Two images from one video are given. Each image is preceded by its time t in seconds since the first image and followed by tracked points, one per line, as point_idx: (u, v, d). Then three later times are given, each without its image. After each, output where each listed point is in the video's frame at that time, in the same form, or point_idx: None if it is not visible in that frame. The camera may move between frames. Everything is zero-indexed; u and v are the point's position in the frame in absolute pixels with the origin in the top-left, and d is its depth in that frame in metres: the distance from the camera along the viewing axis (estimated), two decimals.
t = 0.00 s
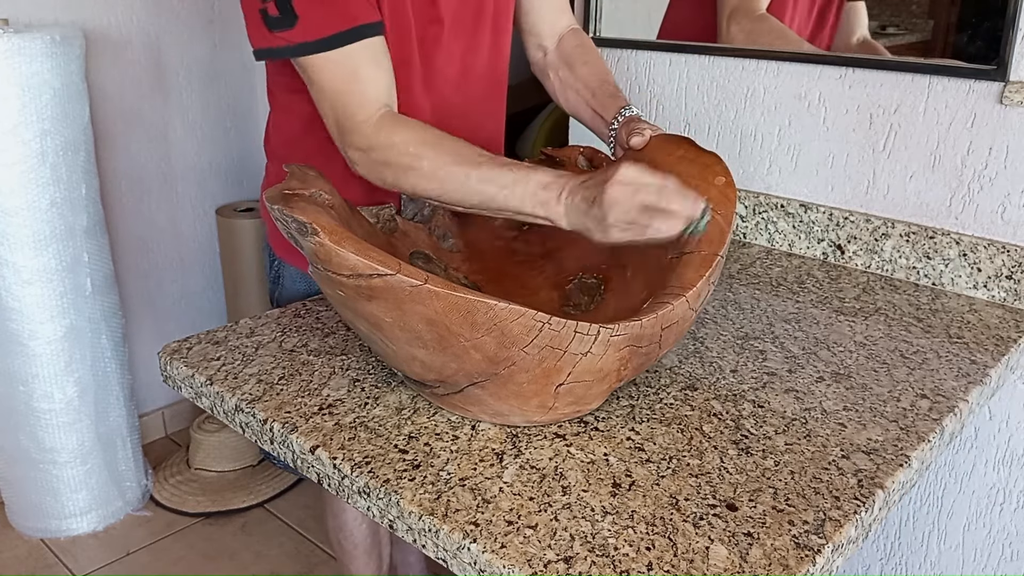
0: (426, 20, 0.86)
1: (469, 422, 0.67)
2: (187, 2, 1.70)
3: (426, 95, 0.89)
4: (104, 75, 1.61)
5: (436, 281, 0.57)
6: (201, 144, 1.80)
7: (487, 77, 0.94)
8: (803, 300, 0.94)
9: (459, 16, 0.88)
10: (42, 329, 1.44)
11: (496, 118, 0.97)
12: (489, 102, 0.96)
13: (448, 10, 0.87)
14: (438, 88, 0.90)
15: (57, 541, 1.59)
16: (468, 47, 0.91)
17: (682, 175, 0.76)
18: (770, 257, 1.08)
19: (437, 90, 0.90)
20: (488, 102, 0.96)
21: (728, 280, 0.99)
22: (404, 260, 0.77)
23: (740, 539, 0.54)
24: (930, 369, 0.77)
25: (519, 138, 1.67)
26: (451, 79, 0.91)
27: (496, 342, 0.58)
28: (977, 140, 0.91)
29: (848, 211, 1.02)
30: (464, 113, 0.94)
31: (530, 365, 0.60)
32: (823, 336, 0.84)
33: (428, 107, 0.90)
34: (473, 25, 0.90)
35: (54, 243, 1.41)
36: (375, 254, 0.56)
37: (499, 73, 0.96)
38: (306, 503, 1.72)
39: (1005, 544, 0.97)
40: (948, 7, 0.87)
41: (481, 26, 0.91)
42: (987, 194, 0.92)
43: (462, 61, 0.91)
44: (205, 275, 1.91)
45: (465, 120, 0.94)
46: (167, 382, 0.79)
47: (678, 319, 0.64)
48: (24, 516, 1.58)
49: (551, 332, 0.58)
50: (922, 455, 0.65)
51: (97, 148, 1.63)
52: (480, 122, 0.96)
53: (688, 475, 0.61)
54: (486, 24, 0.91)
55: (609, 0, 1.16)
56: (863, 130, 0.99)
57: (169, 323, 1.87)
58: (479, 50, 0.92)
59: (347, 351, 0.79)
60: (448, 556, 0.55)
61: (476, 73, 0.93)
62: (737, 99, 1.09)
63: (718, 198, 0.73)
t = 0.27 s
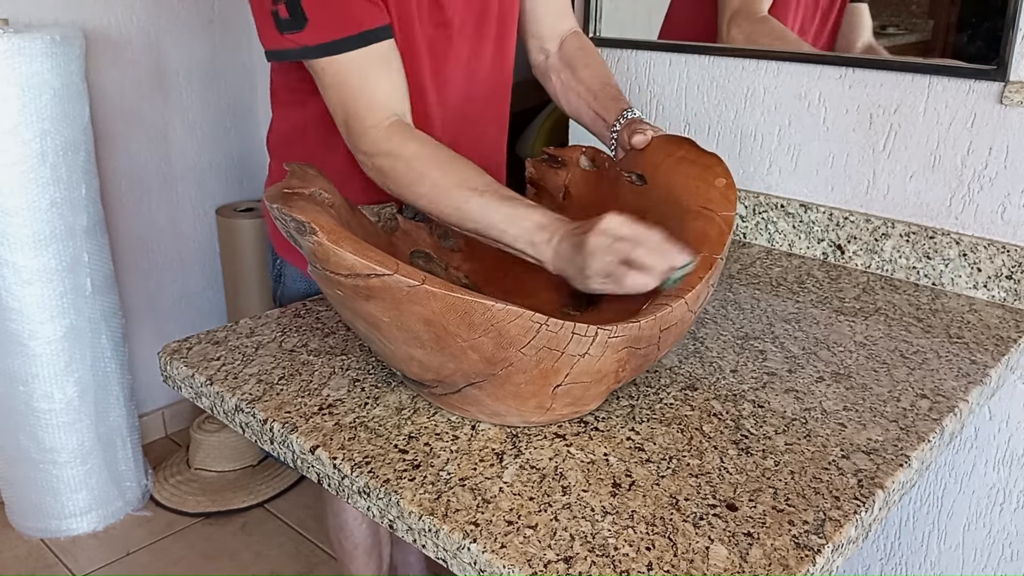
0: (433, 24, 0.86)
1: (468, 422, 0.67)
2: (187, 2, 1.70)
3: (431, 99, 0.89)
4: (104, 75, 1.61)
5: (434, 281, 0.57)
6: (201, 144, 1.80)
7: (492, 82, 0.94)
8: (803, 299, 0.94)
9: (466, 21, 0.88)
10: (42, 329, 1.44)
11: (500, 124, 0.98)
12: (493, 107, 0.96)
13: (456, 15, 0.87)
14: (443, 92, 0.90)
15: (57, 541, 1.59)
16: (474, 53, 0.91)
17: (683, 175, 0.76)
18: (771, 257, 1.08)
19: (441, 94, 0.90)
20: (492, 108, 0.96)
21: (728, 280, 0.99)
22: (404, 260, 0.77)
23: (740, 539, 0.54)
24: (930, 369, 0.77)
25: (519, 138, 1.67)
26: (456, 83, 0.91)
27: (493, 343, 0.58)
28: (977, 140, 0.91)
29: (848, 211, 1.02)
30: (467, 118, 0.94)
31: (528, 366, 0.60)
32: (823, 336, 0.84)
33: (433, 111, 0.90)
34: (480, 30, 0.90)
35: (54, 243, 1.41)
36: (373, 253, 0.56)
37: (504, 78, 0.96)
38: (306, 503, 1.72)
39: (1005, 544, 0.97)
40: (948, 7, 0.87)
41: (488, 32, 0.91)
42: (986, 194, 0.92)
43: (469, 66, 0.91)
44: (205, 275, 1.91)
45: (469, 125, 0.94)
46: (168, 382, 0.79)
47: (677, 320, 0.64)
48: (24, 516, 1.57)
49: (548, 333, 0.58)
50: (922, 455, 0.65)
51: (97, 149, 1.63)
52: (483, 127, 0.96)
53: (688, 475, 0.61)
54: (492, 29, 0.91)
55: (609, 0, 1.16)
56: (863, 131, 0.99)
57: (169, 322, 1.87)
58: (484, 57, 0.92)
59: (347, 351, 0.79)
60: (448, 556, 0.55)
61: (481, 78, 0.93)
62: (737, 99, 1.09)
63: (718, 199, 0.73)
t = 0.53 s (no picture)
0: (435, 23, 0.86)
1: (468, 422, 0.67)
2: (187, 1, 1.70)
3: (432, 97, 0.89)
4: (104, 75, 1.61)
5: (433, 281, 0.57)
6: (201, 144, 1.80)
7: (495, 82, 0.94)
8: (803, 300, 0.94)
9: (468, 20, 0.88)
10: (42, 328, 1.44)
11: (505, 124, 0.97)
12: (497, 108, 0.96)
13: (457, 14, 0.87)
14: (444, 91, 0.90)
15: (57, 541, 1.59)
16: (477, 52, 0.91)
17: (683, 175, 0.76)
18: (771, 257, 1.08)
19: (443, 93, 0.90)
20: (496, 108, 0.96)
21: (728, 280, 0.99)
22: (404, 260, 0.77)
23: (740, 539, 0.54)
24: (930, 369, 0.77)
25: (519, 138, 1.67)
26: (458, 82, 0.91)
27: (493, 342, 0.58)
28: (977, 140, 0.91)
29: (848, 211, 1.02)
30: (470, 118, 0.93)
31: (527, 366, 0.60)
32: (823, 336, 0.84)
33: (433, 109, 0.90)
34: (483, 29, 0.90)
35: (54, 243, 1.41)
36: (372, 253, 0.56)
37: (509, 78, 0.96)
38: (306, 503, 1.72)
39: (1005, 544, 0.97)
40: (948, 7, 0.87)
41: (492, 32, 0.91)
42: (986, 194, 0.92)
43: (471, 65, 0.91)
44: (205, 275, 1.91)
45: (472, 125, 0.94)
46: (167, 382, 0.79)
47: (677, 320, 0.64)
48: (24, 516, 1.57)
49: (548, 332, 0.58)
50: (922, 455, 0.65)
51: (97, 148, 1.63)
52: (488, 128, 0.96)
53: (688, 475, 0.61)
54: (496, 29, 0.91)
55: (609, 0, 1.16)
56: (863, 130, 0.99)
57: (169, 322, 1.87)
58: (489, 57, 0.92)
59: (347, 351, 0.79)
60: (448, 556, 0.55)
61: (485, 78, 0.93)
62: (737, 99, 1.09)
63: (718, 198, 0.72)
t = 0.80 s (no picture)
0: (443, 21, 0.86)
1: (468, 422, 0.67)
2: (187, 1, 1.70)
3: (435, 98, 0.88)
4: (104, 75, 1.61)
5: (433, 281, 0.57)
6: (201, 144, 1.80)
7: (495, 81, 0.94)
8: (803, 299, 0.94)
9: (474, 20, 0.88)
10: (42, 329, 1.44)
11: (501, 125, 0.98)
12: (497, 108, 0.96)
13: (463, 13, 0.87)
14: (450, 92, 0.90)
15: (57, 541, 1.59)
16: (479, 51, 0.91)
17: (682, 175, 0.76)
18: (771, 257, 1.08)
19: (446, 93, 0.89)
20: (495, 107, 0.96)
21: (728, 280, 0.99)
22: (404, 260, 0.77)
23: (740, 539, 0.54)
24: (931, 369, 0.77)
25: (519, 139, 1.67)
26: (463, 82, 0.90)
27: (493, 343, 0.58)
28: (977, 140, 0.91)
29: (848, 211, 1.02)
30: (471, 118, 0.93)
31: (528, 366, 0.60)
32: (823, 336, 0.84)
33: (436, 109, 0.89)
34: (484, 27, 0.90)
35: (54, 244, 1.41)
36: (372, 253, 0.56)
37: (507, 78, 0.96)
38: (306, 503, 1.72)
39: (1006, 544, 0.97)
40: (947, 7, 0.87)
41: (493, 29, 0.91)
42: (986, 194, 0.92)
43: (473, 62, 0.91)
44: (205, 275, 1.91)
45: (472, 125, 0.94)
46: (167, 382, 0.79)
47: (677, 320, 0.64)
48: (24, 516, 1.57)
49: (548, 333, 0.58)
50: (922, 455, 0.65)
51: (97, 148, 1.63)
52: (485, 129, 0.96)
53: (688, 475, 0.61)
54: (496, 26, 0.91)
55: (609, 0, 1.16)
56: (863, 130, 0.99)
57: (169, 322, 1.87)
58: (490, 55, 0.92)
59: (347, 351, 0.79)
60: (448, 556, 0.55)
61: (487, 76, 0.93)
62: (737, 99, 1.09)
63: (718, 198, 0.72)
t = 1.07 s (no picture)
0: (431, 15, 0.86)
1: (468, 422, 0.67)
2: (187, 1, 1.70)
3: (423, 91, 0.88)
4: (104, 75, 1.61)
5: (433, 281, 0.57)
6: (201, 144, 1.80)
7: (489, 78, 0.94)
8: (803, 300, 0.94)
9: (463, 16, 0.88)
10: (42, 329, 1.44)
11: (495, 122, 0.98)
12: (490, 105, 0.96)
13: (451, 8, 0.87)
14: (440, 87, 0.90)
15: (57, 541, 1.59)
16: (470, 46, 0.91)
17: (683, 176, 0.77)
18: (771, 257, 1.08)
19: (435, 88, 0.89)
20: (485, 104, 0.96)
21: (728, 280, 0.99)
22: (405, 260, 0.77)
23: (740, 539, 0.54)
24: (930, 369, 0.77)
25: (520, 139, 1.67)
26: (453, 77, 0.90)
27: (493, 343, 0.58)
28: (977, 140, 0.91)
29: (848, 211, 1.02)
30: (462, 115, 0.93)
31: (528, 366, 0.60)
32: (823, 336, 0.84)
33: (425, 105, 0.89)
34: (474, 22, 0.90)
35: (54, 244, 1.41)
36: (372, 253, 0.56)
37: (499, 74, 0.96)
38: (306, 503, 1.72)
39: (1006, 544, 0.97)
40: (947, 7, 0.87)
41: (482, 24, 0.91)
42: (986, 194, 0.92)
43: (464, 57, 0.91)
44: (205, 275, 1.91)
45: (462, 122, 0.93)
46: (167, 382, 0.79)
47: (677, 320, 0.64)
48: (24, 516, 1.57)
49: (548, 333, 0.58)
50: (922, 455, 0.65)
51: (97, 148, 1.63)
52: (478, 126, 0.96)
53: (688, 475, 0.61)
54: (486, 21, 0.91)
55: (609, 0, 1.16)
56: (863, 131, 0.99)
57: (169, 322, 1.87)
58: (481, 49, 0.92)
59: (347, 351, 0.79)
60: (448, 556, 0.55)
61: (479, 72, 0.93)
62: (737, 99, 1.09)
63: (718, 198, 0.73)
